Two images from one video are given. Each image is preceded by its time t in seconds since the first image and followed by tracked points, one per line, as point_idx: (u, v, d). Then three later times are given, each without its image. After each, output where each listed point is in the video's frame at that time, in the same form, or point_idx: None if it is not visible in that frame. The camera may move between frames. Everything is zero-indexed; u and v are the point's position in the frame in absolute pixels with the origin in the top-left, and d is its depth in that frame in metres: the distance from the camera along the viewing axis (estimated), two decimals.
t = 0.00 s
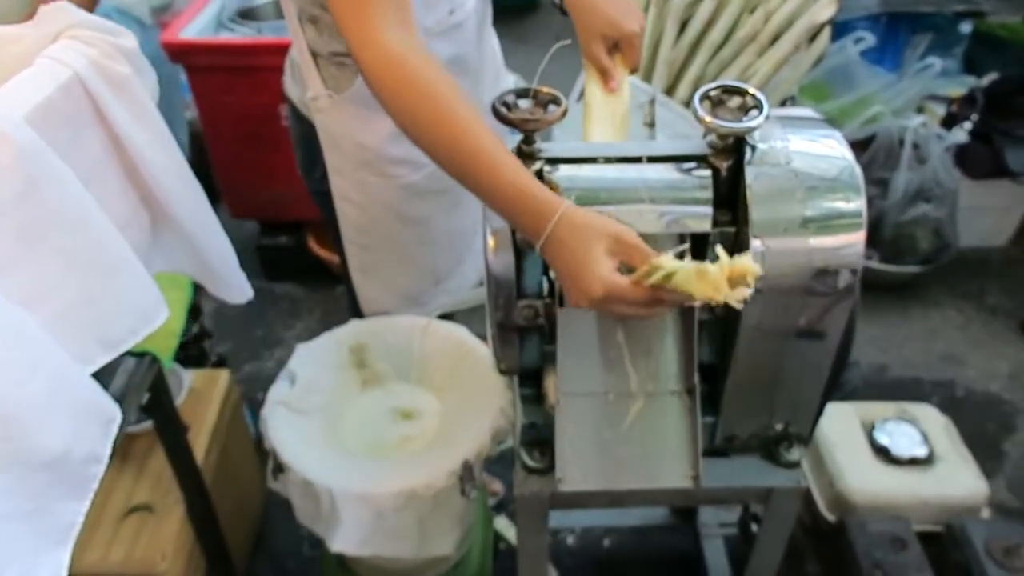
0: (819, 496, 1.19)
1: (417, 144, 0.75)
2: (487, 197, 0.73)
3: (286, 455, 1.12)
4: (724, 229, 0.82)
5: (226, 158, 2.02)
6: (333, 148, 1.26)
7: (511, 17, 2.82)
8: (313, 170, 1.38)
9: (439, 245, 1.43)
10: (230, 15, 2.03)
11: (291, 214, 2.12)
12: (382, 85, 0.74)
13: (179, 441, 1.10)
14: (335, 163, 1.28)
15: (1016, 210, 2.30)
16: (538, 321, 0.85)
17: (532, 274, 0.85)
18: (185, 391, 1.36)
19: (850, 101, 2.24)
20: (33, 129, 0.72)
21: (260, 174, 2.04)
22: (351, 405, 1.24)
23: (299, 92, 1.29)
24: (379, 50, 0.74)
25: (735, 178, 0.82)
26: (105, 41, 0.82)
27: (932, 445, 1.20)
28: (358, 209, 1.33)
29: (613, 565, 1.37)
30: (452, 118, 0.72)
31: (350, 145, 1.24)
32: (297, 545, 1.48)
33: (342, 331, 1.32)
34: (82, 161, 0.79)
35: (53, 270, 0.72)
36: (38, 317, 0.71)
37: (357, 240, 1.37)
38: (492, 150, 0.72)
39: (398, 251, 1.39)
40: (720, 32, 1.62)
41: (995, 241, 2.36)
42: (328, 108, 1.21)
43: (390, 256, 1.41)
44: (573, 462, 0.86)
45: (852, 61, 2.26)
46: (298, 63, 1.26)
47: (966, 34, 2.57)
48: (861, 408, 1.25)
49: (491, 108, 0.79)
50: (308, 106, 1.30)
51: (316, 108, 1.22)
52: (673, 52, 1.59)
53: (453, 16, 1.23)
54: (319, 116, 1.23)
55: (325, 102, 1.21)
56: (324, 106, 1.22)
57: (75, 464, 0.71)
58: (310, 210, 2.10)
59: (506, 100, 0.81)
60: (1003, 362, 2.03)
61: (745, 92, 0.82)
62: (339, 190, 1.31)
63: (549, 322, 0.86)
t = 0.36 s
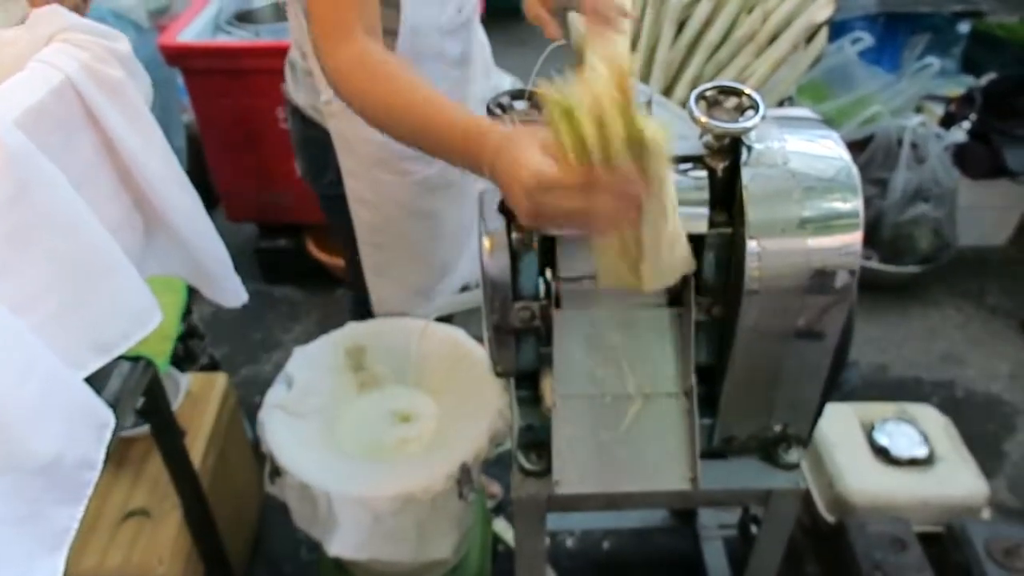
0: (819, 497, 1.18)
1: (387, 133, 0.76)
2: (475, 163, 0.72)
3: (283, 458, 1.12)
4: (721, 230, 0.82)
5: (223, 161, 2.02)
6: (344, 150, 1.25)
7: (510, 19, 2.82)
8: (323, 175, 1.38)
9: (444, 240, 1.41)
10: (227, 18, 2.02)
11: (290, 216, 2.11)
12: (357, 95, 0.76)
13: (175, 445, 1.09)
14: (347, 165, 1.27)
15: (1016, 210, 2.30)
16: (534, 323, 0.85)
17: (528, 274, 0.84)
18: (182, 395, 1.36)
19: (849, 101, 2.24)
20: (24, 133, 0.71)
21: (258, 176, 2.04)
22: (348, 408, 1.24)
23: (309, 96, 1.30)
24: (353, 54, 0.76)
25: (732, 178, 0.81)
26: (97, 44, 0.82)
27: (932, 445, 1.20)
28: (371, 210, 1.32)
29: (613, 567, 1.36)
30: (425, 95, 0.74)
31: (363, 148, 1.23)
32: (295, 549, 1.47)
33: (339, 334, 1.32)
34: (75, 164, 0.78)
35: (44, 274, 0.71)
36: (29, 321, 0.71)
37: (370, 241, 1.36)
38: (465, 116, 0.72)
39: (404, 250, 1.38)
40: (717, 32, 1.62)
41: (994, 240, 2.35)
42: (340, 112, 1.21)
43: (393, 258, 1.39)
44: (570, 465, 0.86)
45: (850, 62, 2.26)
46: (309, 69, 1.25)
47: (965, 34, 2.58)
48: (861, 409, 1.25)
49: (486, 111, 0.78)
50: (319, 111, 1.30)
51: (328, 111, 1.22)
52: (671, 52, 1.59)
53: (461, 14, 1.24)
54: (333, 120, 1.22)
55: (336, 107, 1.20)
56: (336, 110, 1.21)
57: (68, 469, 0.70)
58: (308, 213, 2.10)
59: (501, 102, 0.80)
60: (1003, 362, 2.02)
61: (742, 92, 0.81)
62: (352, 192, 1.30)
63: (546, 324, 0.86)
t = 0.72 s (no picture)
0: (819, 501, 1.18)
1: None
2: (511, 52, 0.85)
3: (281, 463, 1.12)
4: (720, 233, 0.81)
5: (223, 164, 2.01)
6: (376, 133, 1.22)
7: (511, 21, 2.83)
8: (348, 163, 1.36)
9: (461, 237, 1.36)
10: (225, 20, 2.02)
11: (291, 218, 2.12)
12: None
13: (174, 449, 1.09)
14: (375, 147, 1.23)
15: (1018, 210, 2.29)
16: (533, 328, 0.86)
17: (525, 278, 0.85)
18: (181, 399, 1.37)
19: (849, 101, 2.27)
20: (17, 139, 0.71)
21: (258, 178, 2.04)
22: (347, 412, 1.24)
23: (332, 84, 1.30)
24: None
25: (730, 182, 0.81)
26: (92, 48, 0.82)
27: (934, 449, 1.19)
28: (400, 193, 1.27)
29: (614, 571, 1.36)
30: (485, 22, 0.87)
31: (395, 129, 1.20)
32: (295, 552, 1.47)
33: (338, 338, 1.32)
34: (71, 169, 0.78)
35: (40, 281, 0.71)
36: (24, 328, 0.70)
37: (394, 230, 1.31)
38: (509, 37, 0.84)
39: (429, 245, 1.33)
40: (716, 35, 1.62)
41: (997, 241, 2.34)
42: (374, 93, 1.18)
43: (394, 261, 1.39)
44: (569, 469, 0.84)
45: (851, 62, 2.30)
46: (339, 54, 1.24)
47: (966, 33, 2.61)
48: (862, 412, 1.24)
49: (484, 115, 0.78)
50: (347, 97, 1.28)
51: (360, 95, 1.19)
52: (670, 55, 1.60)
53: None
54: (362, 102, 1.19)
55: (370, 86, 1.17)
56: (368, 90, 1.18)
57: (66, 476, 0.70)
58: (310, 215, 2.11)
59: (499, 106, 0.80)
60: (1005, 363, 2.01)
61: (740, 96, 0.81)
62: (378, 175, 1.26)
63: (545, 328, 0.87)
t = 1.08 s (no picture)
0: (818, 511, 1.18)
1: None
2: None
3: (281, 473, 1.12)
4: (716, 245, 0.82)
5: (223, 173, 2.02)
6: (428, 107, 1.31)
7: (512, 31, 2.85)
8: (393, 141, 1.40)
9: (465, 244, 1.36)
10: (226, 30, 2.04)
11: (291, 228, 2.12)
12: None
13: (173, 459, 1.09)
14: (428, 121, 1.33)
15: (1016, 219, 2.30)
16: (531, 338, 0.86)
17: (523, 289, 0.85)
18: (181, 408, 1.37)
19: (847, 110, 2.28)
20: (21, 152, 0.72)
21: (259, 187, 2.05)
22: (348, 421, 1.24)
23: (376, 66, 1.34)
24: None
25: (727, 194, 0.81)
26: (93, 62, 0.83)
27: (932, 458, 1.19)
28: (455, 162, 1.36)
29: None
30: None
31: (450, 102, 1.31)
32: (294, 561, 1.47)
33: (338, 347, 1.32)
34: (72, 182, 0.78)
35: (41, 293, 0.71)
36: (26, 340, 0.71)
37: (450, 198, 1.39)
38: None
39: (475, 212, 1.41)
40: (714, 45, 1.63)
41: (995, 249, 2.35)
42: (427, 69, 1.27)
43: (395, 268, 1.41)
44: (566, 480, 0.84)
45: (850, 71, 2.31)
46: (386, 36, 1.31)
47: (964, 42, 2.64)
48: (860, 420, 1.24)
49: (483, 127, 0.79)
50: (397, 79, 1.33)
51: (413, 72, 1.28)
52: (668, 65, 1.61)
53: None
54: (417, 78, 1.29)
55: (424, 63, 1.27)
56: (422, 67, 1.27)
57: (67, 487, 0.70)
58: (309, 223, 2.11)
59: (498, 118, 0.80)
60: (1004, 372, 2.02)
61: (736, 108, 0.82)
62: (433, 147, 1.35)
63: (543, 339, 0.87)
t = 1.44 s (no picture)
0: (819, 528, 1.18)
1: None
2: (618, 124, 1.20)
3: (283, 491, 1.12)
4: (715, 264, 0.82)
5: (225, 190, 2.03)
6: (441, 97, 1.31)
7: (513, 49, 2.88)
8: (396, 136, 1.42)
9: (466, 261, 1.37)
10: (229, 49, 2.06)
11: (293, 245, 2.13)
12: None
13: (175, 477, 1.09)
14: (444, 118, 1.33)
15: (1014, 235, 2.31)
16: (532, 357, 0.86)
17: (524, 308, 0.85)
18: (183, 425, 1.38)
19: (846, 127, 2.30)
20: (29, 175, 0.72)
21: (261, 204, 2.06)
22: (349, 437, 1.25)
23: (384, 63, 1.36)
24: None
25: (725, 214, 0.82)
26: (100, 85, 0.84)
27: (932, 475, 1.19)
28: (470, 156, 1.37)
29: None
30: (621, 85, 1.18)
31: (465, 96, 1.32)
32: None
33: (339, 364, 1.33)
34: (78, 204, 0.79)
35: (48, 314, 0.72)
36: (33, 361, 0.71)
37: (467, 191, 1.39)
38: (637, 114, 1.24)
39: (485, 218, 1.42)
40: (713, 63, 1.64)
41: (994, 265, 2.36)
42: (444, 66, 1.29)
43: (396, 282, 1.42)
44: (567, 499, 0.84)
45: (849, 88, 2.30)
46: (400, 35, 1.33)
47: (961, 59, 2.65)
48: (861, 437, 1.24)
49: (484, 148, 0.80)
50: (402, 75, 1.35)
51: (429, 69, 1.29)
52: (667, 83, 1.63)
53: None
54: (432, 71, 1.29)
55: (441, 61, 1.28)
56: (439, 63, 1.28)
57: (72, 507, 0.71)
58: (310, 239, 2.12)
59: (499, 138, 0.81)
60: (1005, 388, 2.02)
61: (734, 129, 0.82)
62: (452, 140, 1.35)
63: (544, 358, 0.87)
